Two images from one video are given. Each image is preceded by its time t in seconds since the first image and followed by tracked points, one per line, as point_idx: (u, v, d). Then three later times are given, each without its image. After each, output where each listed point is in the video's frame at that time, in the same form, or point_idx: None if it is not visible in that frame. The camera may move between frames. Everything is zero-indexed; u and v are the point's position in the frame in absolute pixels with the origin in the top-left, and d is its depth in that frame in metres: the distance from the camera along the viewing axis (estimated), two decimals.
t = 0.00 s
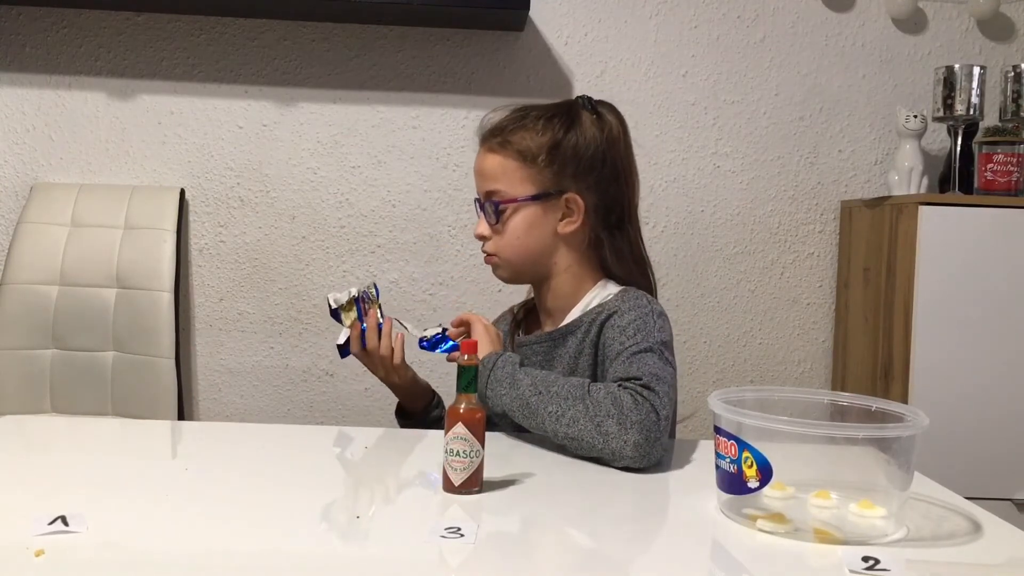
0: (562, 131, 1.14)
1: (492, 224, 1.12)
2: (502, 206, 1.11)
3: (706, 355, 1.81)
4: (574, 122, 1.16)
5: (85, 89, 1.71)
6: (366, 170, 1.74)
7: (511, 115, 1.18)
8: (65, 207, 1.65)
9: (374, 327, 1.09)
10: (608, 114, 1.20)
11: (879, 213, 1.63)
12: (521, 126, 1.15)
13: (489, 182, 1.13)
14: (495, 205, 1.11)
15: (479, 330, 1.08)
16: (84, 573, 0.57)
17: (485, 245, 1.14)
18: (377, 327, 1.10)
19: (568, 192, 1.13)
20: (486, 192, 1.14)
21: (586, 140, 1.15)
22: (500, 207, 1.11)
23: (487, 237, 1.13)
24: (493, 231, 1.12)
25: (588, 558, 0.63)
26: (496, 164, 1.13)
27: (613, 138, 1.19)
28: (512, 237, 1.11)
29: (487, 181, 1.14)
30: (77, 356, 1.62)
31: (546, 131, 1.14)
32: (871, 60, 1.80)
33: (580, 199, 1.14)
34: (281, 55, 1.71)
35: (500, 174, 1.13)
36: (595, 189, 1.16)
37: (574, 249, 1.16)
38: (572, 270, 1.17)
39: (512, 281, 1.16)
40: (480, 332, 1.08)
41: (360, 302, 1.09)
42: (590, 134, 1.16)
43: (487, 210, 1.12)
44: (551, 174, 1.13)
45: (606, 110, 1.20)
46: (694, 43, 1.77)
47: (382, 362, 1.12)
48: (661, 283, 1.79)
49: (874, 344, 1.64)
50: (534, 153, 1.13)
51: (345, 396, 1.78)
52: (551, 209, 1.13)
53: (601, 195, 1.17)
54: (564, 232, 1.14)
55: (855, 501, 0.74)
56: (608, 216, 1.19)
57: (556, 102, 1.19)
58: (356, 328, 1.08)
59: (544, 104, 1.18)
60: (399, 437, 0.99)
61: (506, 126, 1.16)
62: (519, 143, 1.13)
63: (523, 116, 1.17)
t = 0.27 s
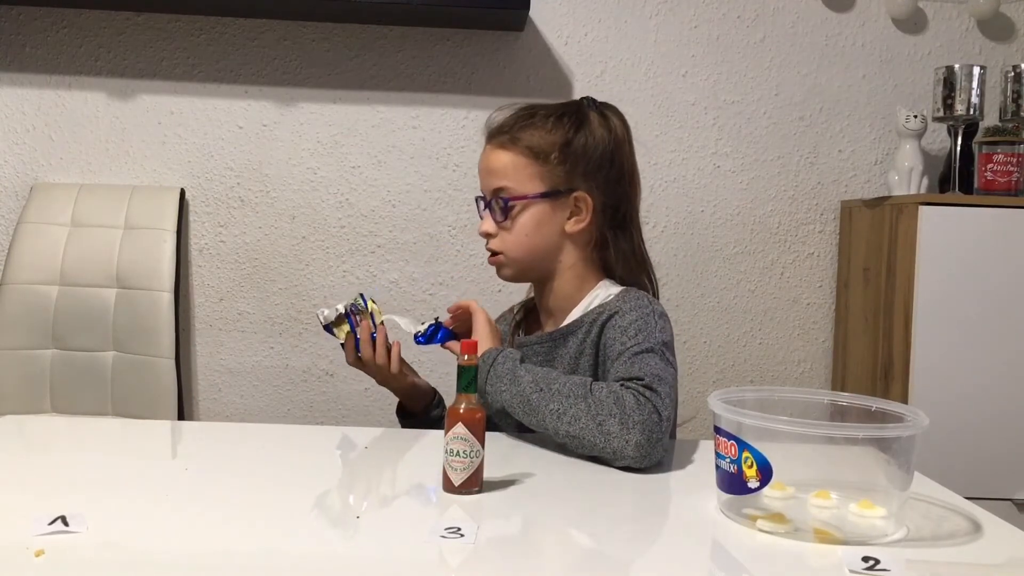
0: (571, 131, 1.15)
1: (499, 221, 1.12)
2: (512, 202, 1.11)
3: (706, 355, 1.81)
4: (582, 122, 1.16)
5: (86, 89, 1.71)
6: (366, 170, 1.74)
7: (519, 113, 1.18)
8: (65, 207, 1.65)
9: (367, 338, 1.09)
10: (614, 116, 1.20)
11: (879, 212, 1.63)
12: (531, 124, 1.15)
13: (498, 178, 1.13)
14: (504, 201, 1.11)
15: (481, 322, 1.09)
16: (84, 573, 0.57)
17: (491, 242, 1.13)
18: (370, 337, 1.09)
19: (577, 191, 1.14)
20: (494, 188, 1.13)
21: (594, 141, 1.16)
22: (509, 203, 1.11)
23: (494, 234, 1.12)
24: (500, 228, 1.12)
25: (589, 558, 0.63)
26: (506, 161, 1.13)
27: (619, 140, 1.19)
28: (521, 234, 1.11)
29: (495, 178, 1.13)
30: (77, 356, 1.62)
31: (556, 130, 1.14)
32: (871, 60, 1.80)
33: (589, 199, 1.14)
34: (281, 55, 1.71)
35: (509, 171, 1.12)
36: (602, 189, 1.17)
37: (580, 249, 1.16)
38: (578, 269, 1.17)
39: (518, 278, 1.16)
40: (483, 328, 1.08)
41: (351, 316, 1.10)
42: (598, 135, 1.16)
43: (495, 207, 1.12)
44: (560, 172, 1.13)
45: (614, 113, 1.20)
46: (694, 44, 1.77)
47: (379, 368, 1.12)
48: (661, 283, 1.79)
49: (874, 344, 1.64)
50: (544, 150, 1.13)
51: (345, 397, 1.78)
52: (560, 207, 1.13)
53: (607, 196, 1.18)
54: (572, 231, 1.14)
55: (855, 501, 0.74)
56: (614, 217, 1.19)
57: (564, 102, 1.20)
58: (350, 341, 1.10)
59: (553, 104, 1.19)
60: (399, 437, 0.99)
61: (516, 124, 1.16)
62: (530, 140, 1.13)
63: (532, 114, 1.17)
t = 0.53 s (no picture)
0: (589, 134, 1.20)
1: (531, 204, 1.10)
2: (549, 187, 1.10)
3: (706, 356, 1.81)
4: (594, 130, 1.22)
5: (86, 89, 1.71)
6: (366, 170, 1.74)
7: (535, 111, 1.20)
8: (65, 206, 1.65)
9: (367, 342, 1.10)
10: (611, 134, 1.28)
11: (879, 212, 1.63)
12: (556, 119, 1.17)
13: (529, 163, 1.12)
14: (540, 185, 1.10)
15: (479, 315, 1.09)
16: (84, 574, 0.57)
17: (519, 225, 1.10)
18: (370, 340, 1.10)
19: (600, 187, 1.18)
20: (525, 173, 1.11)
21: (604, 149, 1.22)
22: (545, 188, 1.10)
23: (523, 218, 1.10)
24: (532, 211, 1.10)
25: (589, 558, 0.63)
26: (539, 147, 1.13)
27: (617, 154, 1.27)
28: (555, 219, 1.11)
29: (527, 161, 1.12)
30: (77, 356, 1.62)
31: (578, 129, 1.18)
32: (871, 60, 1.80)
33: (608, 197, 1.19)
34: (281, 55, 1.71)
35: (542, 158, 1.12)
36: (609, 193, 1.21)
37: (588, 248, 1.19)
38: (587, 265, 1.19)
39: (535, 268, 1.13)
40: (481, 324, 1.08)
41: (350, 320, 1.11)
42: (606, 144, 1.23)
43: (524, 191, 1.10)
44: (585, 167, 1.16)
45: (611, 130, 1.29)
46: (694, 44, 1.77)
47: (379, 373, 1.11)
48: (661, 283, 1.79)
49: (874, 344, 1.64)
50: (572, 144, 1.16)
51: (345, 397, 1.78)
52: (587, 199, 1.15)
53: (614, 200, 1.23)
54: (591, 226, 1.17)
55: (854, 501, 0.74)
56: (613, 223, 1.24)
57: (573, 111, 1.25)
58: (350, 345, 1.10)
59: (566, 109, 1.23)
60: (399, 437, 0.99)
61: (540, 117, 1.18)
62: (559, 132, 1.15)
63: (549, 113, 1.20)
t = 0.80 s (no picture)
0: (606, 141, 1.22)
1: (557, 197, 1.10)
2: (577, 183, 1.11)
3: (706, 356, 1.81)
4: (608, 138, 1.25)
5: (86, 89, 1.71)
6: (366, 170, 1.74)
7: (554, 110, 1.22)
8: (65, 206, 1.65)
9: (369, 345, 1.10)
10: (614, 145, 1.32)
11: (879, 212, 1.63)
12: (579, 121, 1.19)
13: (557, 157, 1.12)
14: (567, 181, 1.11)
15: (478, 305, 1.09)
16: (85, 573, 0.57)
17: (543, 215, 1.09)
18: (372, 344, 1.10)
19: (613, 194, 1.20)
20: (553, 165, 1.11)
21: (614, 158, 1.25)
22: (572, 184, 1.11)
23: (547, 209, 1.09)
24: (557, 204, 1.10)
25: (589, 559, 0.63)
26: (566, 145, 1.13)
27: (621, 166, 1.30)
28: (578, 216, 1.11)
29: (555, 155, 1.12)
30: (77, 356, 1.62)
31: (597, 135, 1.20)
32: (871, 60, 1.81)
33: (617, 205, 1.22)
34: (281, 55, 1.71)
35: (569, 156, 1.13)
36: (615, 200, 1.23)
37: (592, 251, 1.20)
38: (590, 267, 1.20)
39: (548, 261, 1.11)
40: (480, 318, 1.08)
41: (356, 322, 1.10)
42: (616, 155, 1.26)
43: (550, 183, 1.10)
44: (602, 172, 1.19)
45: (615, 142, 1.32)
46: (694, 44, 1.77)
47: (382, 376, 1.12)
48: (661, 283, 1.79)
49: (874, 344, 1.64)
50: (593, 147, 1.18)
51: (344, 397, 1.78)
52: (602, 203, 1.17)
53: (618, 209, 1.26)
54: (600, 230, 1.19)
55: (854, 501, 0.74)
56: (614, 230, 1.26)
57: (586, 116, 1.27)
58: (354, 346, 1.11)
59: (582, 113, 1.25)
60: (399, 437, 0.99)
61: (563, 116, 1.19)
62: (583, 134, 1.17)
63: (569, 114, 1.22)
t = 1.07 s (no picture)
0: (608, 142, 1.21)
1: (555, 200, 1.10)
2: (575, 186, 1.11)
3: (706, 355, 1.81)
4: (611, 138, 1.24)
5: (86, 89, 1.71)
6: (366, 170, 1.74)
7: (557, 111, 1.21)
8: (65, 206, 1.65)
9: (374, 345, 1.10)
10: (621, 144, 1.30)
11: (879, 212, 1.63)
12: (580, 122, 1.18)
13: (555, 159, 1.12)
14: (565, 184, 1.11)
15: (479, 301, 1.10)
16: (84, 573, 0.57)
17: (541, 219, 1.09)
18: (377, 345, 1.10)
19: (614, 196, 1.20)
20: (551, 168, 1.11)
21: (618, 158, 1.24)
22: (570, 187, 1.11)
23: (545, 213, 1.09)
24: (555, 208, 1.10)
25: (589, 559, 0.63)
26: (565, 146, 1.13)
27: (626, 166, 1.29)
28: (576, 219, 1.11)
29: (553, 157, 1.12)
30: (77, 356, 1.62)
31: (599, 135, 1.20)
32: (871, 60, 1.80)
33: (618, 207, 1.21)
34: (281, 55, 1.71)
35: (568, 158, 1.13)
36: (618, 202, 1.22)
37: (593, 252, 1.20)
38: (592, 269, 1.19)
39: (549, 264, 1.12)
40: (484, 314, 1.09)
41: (361, 321, 1.08)
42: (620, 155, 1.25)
43: (546, 186, 1.10)
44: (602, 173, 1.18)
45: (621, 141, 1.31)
46: (694, 44, 1.77)
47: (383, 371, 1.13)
48: (660, 283, 1.79)
49: (874, 344, 1.64)
50: (593, 149, 1.17)
51: (344, 397, 1.78)
52: (602, 205, 1.17)
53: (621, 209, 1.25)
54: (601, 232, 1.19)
55: (854, 501, 0.74)
56: (618, 229, 1.25)
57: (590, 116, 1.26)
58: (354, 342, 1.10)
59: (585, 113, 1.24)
60: (399, 437, 0.99)
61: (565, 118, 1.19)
62: (584, 135, 1.16)
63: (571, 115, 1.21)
